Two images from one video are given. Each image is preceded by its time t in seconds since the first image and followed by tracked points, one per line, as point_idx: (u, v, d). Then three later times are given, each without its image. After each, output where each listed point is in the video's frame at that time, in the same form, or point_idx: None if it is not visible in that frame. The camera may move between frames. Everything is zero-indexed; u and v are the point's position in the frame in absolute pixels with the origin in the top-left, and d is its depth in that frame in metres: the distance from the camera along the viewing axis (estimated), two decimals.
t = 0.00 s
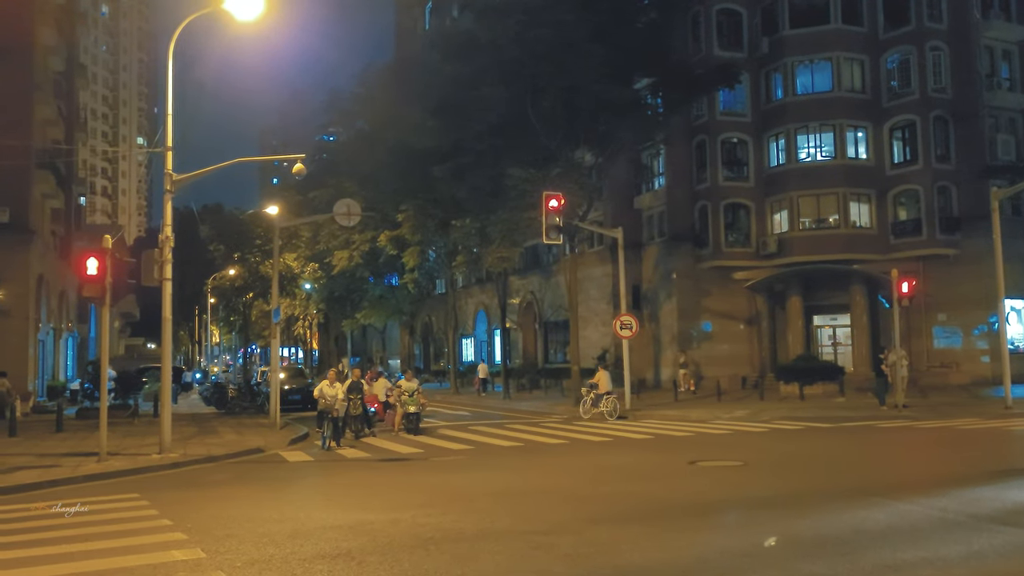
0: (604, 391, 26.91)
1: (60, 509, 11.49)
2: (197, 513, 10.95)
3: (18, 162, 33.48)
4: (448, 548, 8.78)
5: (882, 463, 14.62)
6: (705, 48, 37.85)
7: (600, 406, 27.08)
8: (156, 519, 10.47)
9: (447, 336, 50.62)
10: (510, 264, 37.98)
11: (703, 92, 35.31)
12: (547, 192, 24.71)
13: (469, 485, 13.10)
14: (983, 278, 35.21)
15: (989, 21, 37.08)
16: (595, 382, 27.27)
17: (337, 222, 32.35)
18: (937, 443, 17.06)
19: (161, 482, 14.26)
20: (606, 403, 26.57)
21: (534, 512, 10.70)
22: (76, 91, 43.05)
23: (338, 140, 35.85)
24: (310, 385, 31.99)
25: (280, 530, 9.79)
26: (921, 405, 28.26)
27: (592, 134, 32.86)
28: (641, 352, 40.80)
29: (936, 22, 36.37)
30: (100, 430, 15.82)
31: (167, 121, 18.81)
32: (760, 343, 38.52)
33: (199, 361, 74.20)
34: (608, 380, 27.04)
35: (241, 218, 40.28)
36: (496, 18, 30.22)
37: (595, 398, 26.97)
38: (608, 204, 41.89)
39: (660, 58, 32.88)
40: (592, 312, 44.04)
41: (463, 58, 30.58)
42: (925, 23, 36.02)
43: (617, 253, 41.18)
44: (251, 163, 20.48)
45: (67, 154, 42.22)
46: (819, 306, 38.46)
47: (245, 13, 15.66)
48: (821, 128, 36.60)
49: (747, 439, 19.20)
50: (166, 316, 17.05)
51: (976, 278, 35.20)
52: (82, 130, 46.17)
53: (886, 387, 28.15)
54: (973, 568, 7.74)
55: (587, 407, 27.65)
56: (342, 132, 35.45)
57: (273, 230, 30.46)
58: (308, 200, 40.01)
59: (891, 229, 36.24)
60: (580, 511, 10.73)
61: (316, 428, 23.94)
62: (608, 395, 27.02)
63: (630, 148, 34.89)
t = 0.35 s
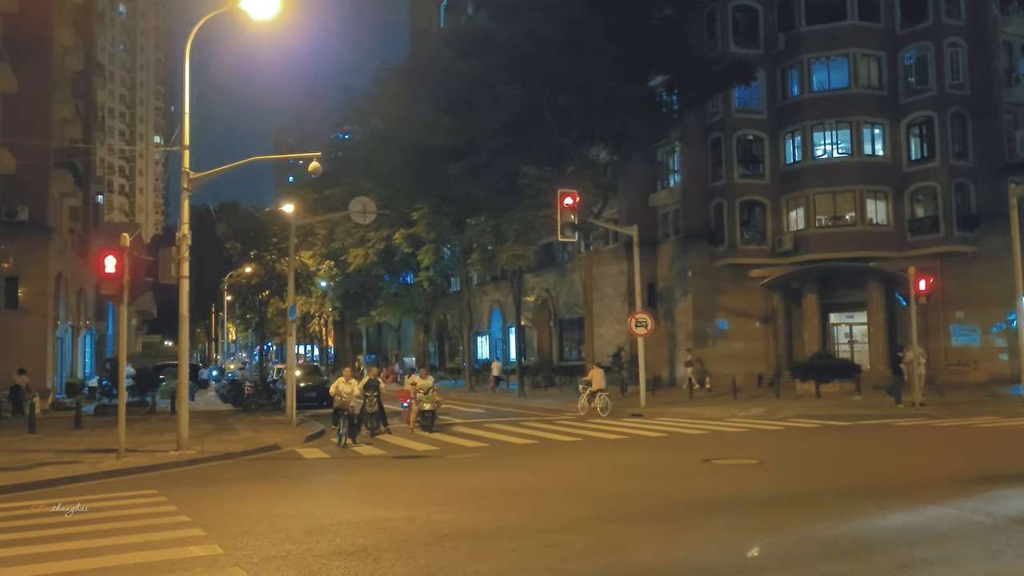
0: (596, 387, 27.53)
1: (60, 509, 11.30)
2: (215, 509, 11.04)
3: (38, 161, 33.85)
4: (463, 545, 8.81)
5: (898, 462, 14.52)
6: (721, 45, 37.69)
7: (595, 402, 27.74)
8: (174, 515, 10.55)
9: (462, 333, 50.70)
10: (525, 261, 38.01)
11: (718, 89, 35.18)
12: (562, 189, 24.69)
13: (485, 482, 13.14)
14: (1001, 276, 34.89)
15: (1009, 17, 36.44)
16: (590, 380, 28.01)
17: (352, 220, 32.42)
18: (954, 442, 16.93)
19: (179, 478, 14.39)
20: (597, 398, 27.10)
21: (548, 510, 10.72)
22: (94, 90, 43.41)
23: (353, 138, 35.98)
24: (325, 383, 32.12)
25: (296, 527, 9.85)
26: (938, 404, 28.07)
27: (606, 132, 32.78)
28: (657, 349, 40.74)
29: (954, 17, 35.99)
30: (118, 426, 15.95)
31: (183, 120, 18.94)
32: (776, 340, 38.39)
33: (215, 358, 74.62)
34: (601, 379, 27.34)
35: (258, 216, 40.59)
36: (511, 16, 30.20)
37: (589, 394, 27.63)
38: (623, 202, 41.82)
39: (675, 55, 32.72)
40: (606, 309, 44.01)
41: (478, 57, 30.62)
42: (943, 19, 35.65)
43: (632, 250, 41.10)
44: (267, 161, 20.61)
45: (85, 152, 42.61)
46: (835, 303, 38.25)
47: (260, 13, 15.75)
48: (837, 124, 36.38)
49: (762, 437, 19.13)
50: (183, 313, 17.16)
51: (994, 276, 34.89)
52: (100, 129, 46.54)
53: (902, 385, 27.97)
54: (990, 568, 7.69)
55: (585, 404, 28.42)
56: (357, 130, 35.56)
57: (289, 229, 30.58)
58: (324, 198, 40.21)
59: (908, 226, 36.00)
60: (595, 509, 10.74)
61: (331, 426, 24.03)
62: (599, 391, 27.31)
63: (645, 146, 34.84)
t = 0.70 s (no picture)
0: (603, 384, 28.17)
1: (59, 509, 11.24)
2: (241, 506, 11.17)
3: (67, 162, 34.34)
4: (487, 543, 8.86)
5: (926, 462, 14.37)
6: (745, 42, 37.49)
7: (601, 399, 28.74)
8: (200, 512, 10.68)
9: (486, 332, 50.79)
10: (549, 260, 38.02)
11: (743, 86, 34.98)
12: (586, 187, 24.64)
13: (509, 480, 13.18)
14: None
15: None
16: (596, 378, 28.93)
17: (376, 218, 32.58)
18: (983, 442, 16.72)
19: (207, 475, 14.57)
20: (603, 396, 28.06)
21: (572, 508, 10.74)
22: (122, 91, 43.96)
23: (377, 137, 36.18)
24: (350, 381, 32.35)
25: (322, 524, 9.95)
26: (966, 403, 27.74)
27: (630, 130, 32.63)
28: (681, 348, 40.65)
29: (983, 12, 35.49)
30: (145, 425, 16.16)
31: (209, 121, 19.13)
32: (802, 339, 38.12)
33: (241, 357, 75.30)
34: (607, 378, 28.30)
35: (284, 215, 40.99)
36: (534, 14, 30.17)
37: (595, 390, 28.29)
38: (647, 200, 41.69)
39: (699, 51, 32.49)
40: (630, 308, 43.91)
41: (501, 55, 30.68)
42: (971, 14, 35.17)
43: (656, 248, 40.96)
44: (292, 160, 20.79)
45: (113, 152, 43.16)
46: (862, 301, 37.90)
47: (284, 13, 15.89)
48: (864, 121, 36.01)
49: (787, 436, 19.00)
50: (208, 312, 17.32)
51: None
52: (127, 129, 47.11)
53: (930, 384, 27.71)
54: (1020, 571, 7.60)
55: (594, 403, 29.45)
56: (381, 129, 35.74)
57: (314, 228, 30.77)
58: (349, 197, 40.48)
59: (936, 224, 35.60)
60: (618, 508, 10.74)
61: (355, 424, 24.18)
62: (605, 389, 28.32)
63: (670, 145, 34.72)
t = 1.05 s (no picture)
0: (613, 381, 29.31)
1: (59, 509, 11.17)
2: (267, 502, 11.30)
3: (95, 161, 34.81)
4: (510, 540, 8.90)
5: (952, 462, 14.22)
6: (770, 39, 37.35)
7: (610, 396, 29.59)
8: (226, 508, 10.81)
9: (510, 330, 50.84)
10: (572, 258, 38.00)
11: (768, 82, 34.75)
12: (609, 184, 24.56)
13: (532, 478, 13.22)
14: None
15: None
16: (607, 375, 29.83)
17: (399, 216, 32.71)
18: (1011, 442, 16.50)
19: (233, 472, 14.74)
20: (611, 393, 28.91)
21: (595, 506, 10.75)
22: (148, 91, 44.48)
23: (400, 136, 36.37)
24: (374, 378, 32.57)
25: (346, 521, 10.04)
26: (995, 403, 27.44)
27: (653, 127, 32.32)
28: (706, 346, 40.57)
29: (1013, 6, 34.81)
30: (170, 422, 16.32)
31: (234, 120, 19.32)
32: (828, 337, 37.89)
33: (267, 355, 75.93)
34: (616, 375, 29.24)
35: (308, 214, 41.31)
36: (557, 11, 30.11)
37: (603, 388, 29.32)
38: (671, 198, 41.57)
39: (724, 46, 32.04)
40: (654, 305, 43.80)
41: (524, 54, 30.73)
42: (1000, 8, 34.50)
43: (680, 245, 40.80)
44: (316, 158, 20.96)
45: (140, 152, 43.67)
46: (889, 299, 37.54)
47: (308, 13, 16.03)
48: (890, 118, 35.58)
49: (812, 434, 18.89)
50: (233, 310, 17.48)
51: None
52: (154, 129, 47.67)
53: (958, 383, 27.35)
54: None
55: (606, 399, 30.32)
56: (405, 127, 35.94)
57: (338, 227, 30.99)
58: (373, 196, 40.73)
59: (964, 221, 35.13)
60: (640, 506, 10.74)
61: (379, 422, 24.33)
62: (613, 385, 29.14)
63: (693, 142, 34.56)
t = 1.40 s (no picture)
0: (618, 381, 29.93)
1: (60, 509, 11.27)
2: (285, 501, 11.37)
3: (114, 162, 35.18)
4: (527, 540, 8.94)
5: (972, 463, 14.12)
6: (788, 37, 37.19)
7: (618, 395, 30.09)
8: (243, 508, 10.89)
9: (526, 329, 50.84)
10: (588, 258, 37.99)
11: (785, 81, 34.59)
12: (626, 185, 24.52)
13: (548, 478, 13.22)
14: None
15: None
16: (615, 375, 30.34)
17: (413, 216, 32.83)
18: None
19: (251, 471, 14.84)
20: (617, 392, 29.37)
21: (612, 506, 10.76)
22: (167, 93, 44.83)
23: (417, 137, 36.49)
24: (391, 378, 32.69)
25: (364, 520, 10.09)
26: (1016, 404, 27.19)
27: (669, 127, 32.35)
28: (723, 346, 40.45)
29: None
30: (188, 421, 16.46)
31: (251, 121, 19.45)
32: (846, 337, 37.70)
33: (285, 355, 76.27)
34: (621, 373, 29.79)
35: (325, 214, 41.50)
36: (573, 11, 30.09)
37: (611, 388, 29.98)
38: (688, 197, 41.45)
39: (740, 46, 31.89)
40: (670, 305, 43.70)
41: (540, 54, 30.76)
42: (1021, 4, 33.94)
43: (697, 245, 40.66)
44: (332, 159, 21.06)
45: (158, 153, 44.06)
46: (908, 299, 37.26)
47: (325, 14, 16.11)
48: (909, 116, 35.34)
49: (829, 435, 18.78)
50: (251, 310, 17.61)
51: None
52: (172, 131, 48.05)
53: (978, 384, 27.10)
54: None
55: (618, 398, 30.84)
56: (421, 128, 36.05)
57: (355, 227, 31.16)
58: (389, 196, 40.88)
59: (984, 220, 34.83)
60: (657, 506, 10.74)
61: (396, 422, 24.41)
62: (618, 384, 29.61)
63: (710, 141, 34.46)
